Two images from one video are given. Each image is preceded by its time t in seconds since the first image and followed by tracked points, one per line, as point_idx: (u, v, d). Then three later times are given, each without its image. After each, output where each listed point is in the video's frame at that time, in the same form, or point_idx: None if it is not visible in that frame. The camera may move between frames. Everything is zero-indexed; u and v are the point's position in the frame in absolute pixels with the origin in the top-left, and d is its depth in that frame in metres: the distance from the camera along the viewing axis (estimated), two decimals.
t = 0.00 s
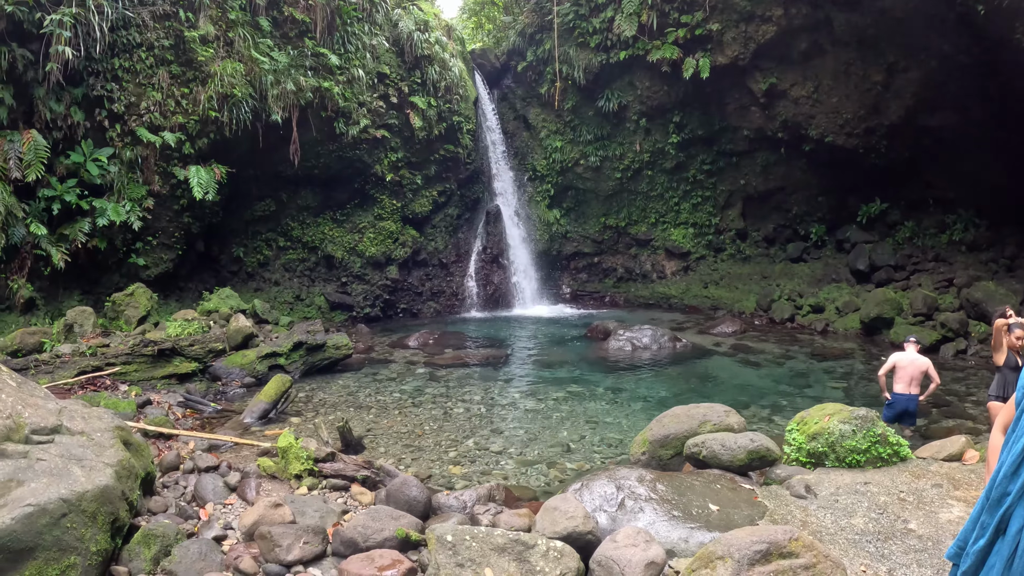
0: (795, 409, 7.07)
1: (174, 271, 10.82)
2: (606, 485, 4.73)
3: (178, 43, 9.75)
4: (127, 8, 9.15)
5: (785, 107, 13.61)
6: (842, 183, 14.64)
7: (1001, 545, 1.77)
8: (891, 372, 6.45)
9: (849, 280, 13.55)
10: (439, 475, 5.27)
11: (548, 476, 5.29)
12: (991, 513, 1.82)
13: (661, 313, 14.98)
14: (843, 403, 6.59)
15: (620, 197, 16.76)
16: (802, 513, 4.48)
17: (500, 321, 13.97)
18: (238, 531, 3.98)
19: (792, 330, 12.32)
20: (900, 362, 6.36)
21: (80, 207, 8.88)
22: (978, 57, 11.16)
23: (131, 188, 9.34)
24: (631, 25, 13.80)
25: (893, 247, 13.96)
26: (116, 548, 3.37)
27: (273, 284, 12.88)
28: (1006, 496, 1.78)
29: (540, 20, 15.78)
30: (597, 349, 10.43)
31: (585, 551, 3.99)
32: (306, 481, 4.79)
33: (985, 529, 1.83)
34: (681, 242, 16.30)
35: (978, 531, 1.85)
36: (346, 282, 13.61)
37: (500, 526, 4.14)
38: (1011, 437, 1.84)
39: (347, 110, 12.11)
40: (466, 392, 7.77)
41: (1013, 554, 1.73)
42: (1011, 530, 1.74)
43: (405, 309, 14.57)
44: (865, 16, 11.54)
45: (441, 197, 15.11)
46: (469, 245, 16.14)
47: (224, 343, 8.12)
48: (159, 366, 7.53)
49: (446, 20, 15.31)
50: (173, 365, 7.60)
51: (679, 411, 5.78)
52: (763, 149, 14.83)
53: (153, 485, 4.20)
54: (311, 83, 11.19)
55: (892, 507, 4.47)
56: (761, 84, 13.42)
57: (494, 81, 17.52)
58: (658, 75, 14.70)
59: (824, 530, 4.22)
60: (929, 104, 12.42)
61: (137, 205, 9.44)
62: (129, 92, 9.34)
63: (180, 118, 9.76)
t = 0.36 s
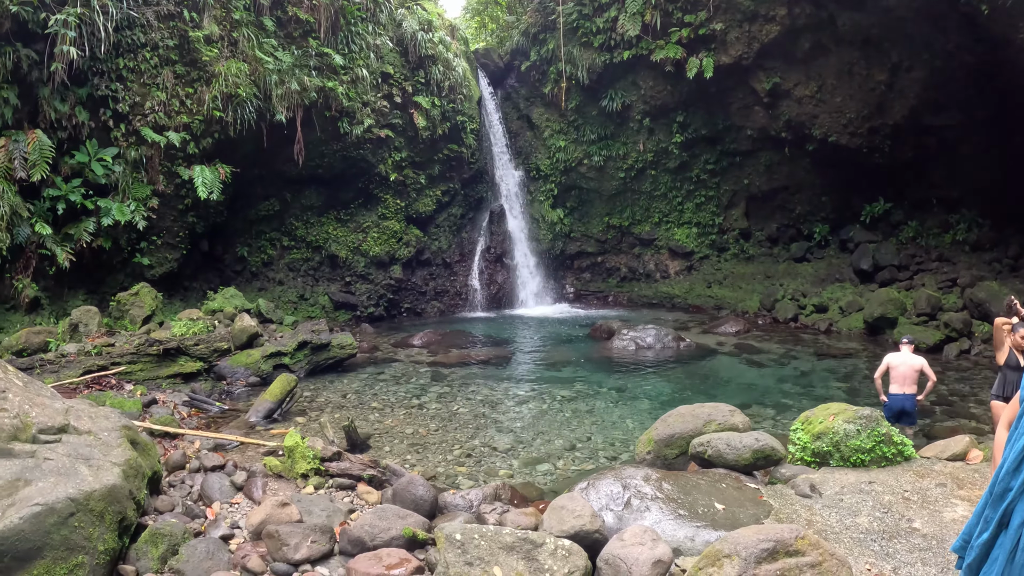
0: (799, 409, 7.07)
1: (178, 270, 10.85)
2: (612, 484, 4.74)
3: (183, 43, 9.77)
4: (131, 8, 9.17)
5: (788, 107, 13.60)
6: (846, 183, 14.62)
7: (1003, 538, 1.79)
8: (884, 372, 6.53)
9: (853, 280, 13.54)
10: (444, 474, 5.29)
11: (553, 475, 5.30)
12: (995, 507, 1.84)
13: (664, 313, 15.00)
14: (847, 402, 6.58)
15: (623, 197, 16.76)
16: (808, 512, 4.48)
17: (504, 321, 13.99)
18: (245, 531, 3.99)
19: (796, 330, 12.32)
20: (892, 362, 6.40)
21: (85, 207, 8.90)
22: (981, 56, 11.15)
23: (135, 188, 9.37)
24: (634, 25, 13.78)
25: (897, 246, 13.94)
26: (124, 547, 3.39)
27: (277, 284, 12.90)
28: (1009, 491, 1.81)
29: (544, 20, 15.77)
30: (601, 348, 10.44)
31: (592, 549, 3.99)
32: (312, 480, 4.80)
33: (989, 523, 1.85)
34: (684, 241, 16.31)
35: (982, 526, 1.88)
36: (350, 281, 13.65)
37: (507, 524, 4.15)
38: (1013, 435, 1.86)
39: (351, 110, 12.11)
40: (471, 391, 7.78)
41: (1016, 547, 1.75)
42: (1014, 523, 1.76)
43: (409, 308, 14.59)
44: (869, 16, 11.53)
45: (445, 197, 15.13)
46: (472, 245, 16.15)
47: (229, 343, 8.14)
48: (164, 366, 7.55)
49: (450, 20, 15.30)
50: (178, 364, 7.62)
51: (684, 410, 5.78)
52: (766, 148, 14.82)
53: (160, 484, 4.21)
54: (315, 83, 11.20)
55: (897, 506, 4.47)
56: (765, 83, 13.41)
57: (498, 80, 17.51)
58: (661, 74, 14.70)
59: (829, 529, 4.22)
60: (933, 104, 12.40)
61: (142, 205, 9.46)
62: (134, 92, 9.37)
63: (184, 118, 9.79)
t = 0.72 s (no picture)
0: (803, 409, 7.08)
1: (182, 270, 10.87)
2: (618, 484, 4.75)
3: (187, 43, 9.79)
4: (135, 8, 9.18)
5: (791, 107, 13.60)
6: (848, 183, 14.62)
7: (1008, 533, 1.80)
8: (880, 371, 6.53)
9: (855, 280, 13.54)
10: (450, 473, 5.30)
11: (557, 474, 5.32)
12: (998, 502, 1.86)
13: (667, 312, 15.02)
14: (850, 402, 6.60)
15: (626, 197, 16.77)
16: (811, 511, 4.50)
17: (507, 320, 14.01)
18: (253, 530, 4.00)
19: (799, 330, 12.33)
20: (888, 360, 6.41)
21: (89, 207, 8.93)
22: (984, 56, 11.15)
23: (139, 188, 9.39)
24: (637, 25, 13.76)
25: (899, 246, 13.94)
26: (132, 547, 3.41)
27: (281, 283, 12.93)
28: (1011, 487, 1.83)
29: (547, 20, 15.77)
30: (604, 348, 10.46)
31: (600, 548, 4.00)
32: (319, 480, 4.81)
33: (992, 517, 1.87)
34: (687, 241, 16.32)
35: (985, 521, 1.89)
36: (353, 281, 13.68)
37: (514, 524, 4.16)
38: (1015, 432, 1.88)
39: (354, 110, 12.12)
40: (475, 391, 7.79)
41: (1018, 540, 1.76)
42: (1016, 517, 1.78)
43: (412, 308, 14.62)
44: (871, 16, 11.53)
45: (448, 197, 15.14)
46: (475, 245, 16.17)
47: (233, 342, 8.16)
48: (169, 365, 7.56)
49: (453, 20, 15.31)
50: (183, 364, 7.64)
51: (689, 410, 5.79)
52: (769, 149, 14.83)
53: (167, 484, 4.23)
54: (319, 83, 11.21)
55: (900, 505, 4.48)
56: (768, 83, 13.41)
57: (501, 81, 17.50)
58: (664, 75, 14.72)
59: (833, 528, 4.23)
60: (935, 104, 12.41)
61: (146, 204, 9.48)
62: (138, 92, 9.40)
63: (188, 117, 9.81)
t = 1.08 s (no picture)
0: (804, 410, 7.09)
1: (184, 269, 10.88)
2: (621, 484, 4.77)
3: (190, 43, 9.82)
4: (138, 8, 9.19)
5: (793, 107, 13.60)
6: (850, 183, 14.62)
7: (1005, 533, 1.82)
8: (882, 372, 6.60)
9: (857, 281, 13.54)
10: (452, 473, 5.31)
11: (560, 474, 5.32)
12: (996, 502, 1.87)
13: (668, 313, 15.02)
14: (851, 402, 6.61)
15: (627, 198, 16.77)
16: (813, 511, 4.50)
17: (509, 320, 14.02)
18: (257, 529, 4.01)
19: (800, 330, 12.33)
20: (888, 361, 6.50)
21: (92, 206, 8.95)
22: (987, 57, 11.14)
23: (142, 187, 9.42)
24: (640, 25, 13.74)
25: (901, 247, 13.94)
26: (136, 545, 3.43)
27: (283, 283, 12.95)
28: (1009, 488, 1.83)
29: (549, 20, 15.77)
30: (605, 348, 10.46)
31: (603, 548, 4.01)
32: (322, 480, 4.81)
33: (989, 517, 1.88)
34: (689, 242, 16.32)
35: (983, 521, 1.90)
36: (355, 281, 13.69)
37: (517, 523, 4.17)
38: (1013, 431, 1.88)
39: (357, 110, 12.13)
40: (477, 391, 7.80)
41: (1016, 539, 1.78)
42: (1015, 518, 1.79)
43: (414, 308, 14.63)
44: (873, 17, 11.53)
45: (450, 196, 15.15)
46: (477, 245, 16.18)
47: (236, 342, 8.17)
48: (171, 365, 7.58)
49: (456, 20, 15.31)
50: (185, 363, 7.65)
51: (691, 411, 5.79)
52: (771, 149, 14.83)
53: (171, 483, 4.25)
54: (322, 83, 11.22)
55: (901, 505, 4.48)
56: (769, 84, 13.42)
57: (503, 81, 17.49)
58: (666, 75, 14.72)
59: (834, 528, 4.24)
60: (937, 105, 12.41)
61: (149, 204, 9.51)
62: (141, 92, 9.43)
63: (191, 117, 9.83)
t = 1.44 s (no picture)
0: (803, 409, 7.10)
1: (184, 269, 10.89)
2: (621, 483, 4.76)
3: (190, 42, 9.81)
4: (138, 8, 9.19)
5: (792, 107, 13.60)
6: (849, 183, 14.62)
7: (1005, 533, 1.82)
8: (880, 371, 6.68)
9: (857, 281, 13.55)
10: (452, 472, 5.31)
11: (559, 474, 5.32)
12: (996, 501, 1.87)
13: (668, 313, 15.04)
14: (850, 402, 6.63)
15: (627, 198, 16.77)
16: (812, 510, 4.50)
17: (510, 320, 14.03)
18: (257, 528, 4.00)
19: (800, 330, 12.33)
20: (886, 360, 6.58)
21: (92, 206, 8.96)
22: (987, 57, 11.15)
23: (142, 187, 9.42)
24: (639, 26, 13.74)
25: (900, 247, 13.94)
26: (136, 545, 3.43)
27: (283, 283, 12.96)
28: (1009, 487, 1.83)
29: (549, 20, 15.77)
30: (605, 348, 10.47)
31: (602, 546, 4.02)
32: (322, 479, 4.82)
33: (989, 516, 1.88)
34: (688, 242, 16.32)
35: (982, 520, 1.91)
36: (355, 281, 13.69)
37: (516, 522, 4.18)
38: (1012, 430, 1.87)
39: (357, 110, 12.13)
40: (477, 391, 7.80)
41: (1016, 539, 1.79)
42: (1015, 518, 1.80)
43: (413, 308, 14.64)
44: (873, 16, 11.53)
45: (450, 196, 15.15)
46: (477, 245, 16.20)
47: (236, 341, 8.17)
48: (171, 365, 7.58)
49: (455, 20, 15.32)
50: (185, 363, 7.66)
51: (690, 410, 5.79)
52: (770, 149, 14.84)
53: (171, 482, 4.25)
54: (322, 83, 11.22)
55: (901, 504, 4.48)
56: (769, 84, 13.42)
57: (503, 81, 17.49)
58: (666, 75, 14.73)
59: (834, 527, 4.24)
60: (937, 105, 12.41)
61: (148, 203, 9.51)
62: (141, 92, 9.44)
63: (190, 117, 9.84)
